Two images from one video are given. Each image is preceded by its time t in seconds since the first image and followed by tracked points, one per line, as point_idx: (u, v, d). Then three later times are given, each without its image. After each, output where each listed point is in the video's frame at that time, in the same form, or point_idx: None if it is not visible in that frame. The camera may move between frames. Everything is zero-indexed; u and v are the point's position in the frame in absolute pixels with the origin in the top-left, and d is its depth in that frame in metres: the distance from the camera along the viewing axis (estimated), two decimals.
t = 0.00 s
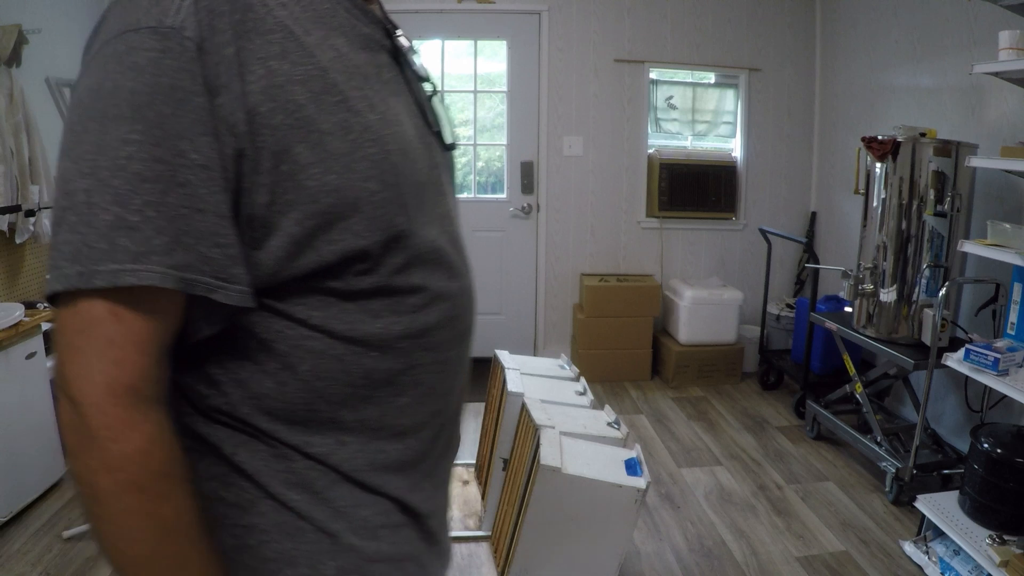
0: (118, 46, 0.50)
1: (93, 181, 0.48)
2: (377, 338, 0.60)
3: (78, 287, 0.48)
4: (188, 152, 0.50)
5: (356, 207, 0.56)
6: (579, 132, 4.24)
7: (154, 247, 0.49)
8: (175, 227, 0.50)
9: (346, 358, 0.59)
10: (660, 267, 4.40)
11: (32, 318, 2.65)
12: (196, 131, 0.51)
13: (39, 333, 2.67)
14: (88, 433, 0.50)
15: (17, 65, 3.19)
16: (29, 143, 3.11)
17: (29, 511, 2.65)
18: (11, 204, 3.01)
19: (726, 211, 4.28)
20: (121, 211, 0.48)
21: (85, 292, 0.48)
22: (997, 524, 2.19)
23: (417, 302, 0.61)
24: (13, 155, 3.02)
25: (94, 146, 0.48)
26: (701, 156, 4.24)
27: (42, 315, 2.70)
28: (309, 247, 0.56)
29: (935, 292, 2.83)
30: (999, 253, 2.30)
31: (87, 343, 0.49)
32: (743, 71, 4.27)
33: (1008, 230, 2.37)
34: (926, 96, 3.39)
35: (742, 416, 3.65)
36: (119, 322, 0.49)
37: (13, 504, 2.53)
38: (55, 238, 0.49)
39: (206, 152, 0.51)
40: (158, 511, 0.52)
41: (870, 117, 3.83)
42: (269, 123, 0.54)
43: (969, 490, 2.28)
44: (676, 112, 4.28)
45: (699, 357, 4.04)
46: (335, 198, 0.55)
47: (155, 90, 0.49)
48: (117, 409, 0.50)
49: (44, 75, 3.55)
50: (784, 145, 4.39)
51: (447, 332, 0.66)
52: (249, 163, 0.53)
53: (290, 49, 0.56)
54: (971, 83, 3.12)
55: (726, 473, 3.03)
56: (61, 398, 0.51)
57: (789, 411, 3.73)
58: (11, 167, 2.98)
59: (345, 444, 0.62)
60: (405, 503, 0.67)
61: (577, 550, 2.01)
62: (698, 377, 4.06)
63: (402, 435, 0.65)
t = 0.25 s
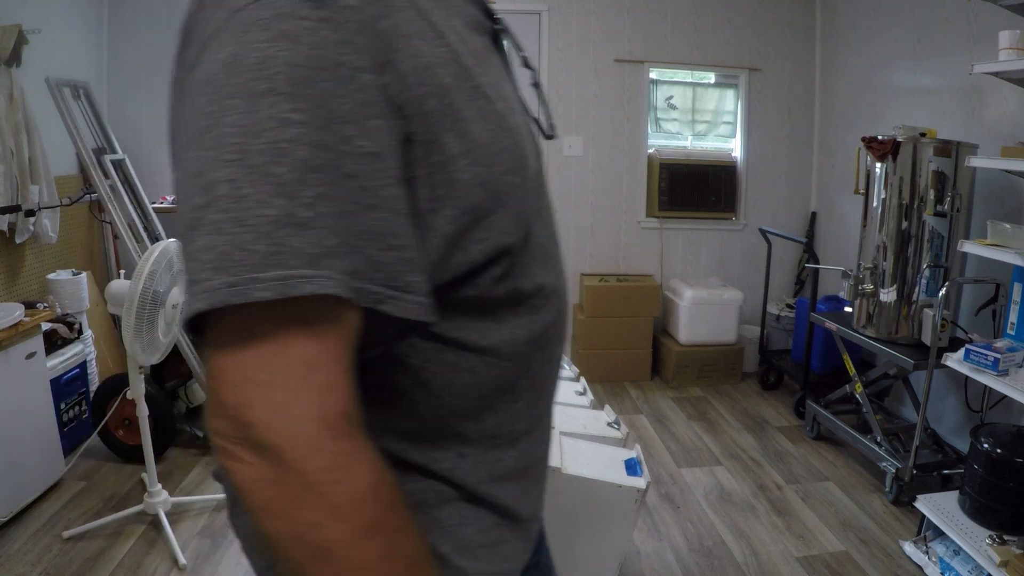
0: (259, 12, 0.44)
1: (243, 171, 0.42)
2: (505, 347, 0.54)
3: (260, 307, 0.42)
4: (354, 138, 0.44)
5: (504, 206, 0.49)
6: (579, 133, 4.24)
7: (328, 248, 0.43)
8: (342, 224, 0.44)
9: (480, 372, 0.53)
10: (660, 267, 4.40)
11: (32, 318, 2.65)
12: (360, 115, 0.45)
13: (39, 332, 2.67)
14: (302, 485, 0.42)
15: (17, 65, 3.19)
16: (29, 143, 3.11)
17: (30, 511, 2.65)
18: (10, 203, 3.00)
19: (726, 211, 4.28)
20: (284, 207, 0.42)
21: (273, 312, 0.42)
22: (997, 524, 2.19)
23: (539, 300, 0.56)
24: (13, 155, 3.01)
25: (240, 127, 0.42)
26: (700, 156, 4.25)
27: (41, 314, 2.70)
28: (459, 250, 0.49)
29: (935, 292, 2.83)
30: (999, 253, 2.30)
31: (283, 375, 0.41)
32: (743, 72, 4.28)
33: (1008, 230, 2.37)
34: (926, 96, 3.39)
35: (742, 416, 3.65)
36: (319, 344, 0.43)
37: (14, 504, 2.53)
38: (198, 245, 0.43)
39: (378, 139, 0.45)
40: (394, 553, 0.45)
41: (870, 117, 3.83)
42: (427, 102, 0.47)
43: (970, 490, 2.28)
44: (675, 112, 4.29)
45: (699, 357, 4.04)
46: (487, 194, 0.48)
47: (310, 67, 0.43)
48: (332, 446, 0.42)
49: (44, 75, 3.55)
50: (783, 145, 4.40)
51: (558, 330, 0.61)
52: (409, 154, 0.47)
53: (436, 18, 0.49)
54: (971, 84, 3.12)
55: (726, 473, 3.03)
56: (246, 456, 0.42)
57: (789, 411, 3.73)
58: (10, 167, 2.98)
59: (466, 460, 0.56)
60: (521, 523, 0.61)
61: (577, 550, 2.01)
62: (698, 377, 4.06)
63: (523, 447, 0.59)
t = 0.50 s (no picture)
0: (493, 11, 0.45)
1: (488, 174, 0.42)
2: (649, 372, 0.56)
3: (494, 311, 0.41)
4: (584, 152, 0.46)
5: (668, 233, 0.54)
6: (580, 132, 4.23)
7: (562, 262, 0.43)
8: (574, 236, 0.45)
9: (627, 397, 0.56)
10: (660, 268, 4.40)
11: (32, 318, 2.65)
12: (588, 127, 0.46)
13: (39, 333, 2.67)
14: (520, 500, 0.42)
15: (17, 65, 3.18)
16: (29, 144, 3.10)
17: (30, 511, 2.65)
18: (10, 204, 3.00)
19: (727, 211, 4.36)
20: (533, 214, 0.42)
21: (505, 318, 0.42)
22: (997, 524, 2.19)
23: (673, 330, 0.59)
24: (13, 156, 3.01)
25: (482, 127, 0.42)
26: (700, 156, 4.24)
27: (41, 315, 2.70)
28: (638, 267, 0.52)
29: (935, 292, 2.83)
30: (999, 253, 2.30)
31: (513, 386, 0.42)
32: (743, 71, 4.27)
33: (1008, 230, 2.37)
34: (926, 96, 3.39)
35: (742, 416, 3.65)
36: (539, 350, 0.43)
37: (14, 504, 2.53)
38: (426, 249, 0.41)
39: (601, 154, 0.47)
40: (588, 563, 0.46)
41: (870, 117, 3.83)
42: (632, 125, 0.49)
43: (970, 490, 2.28)
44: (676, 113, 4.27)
45: (699, 357, 4.04)
46: (662, 219, 0.52)
47: (549, 76, 0.45)
48: (548, 458, 0.43)
49: (43, 75, 3.54)
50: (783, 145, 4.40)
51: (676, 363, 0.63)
52: (620, 171, 0.49)
53: (624, 49, 0.52)
54: (971, 83, 3.12)
55: (726, 473, 3.03)
56: (461, 472, 0.42)
57: (789, 411, 3.73)
58: (10, 167, 2.98)
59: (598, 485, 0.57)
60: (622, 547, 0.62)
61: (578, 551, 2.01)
62: (698, 377, 4.06)
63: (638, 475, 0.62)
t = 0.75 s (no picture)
0: None
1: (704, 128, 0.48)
2: (816, 355, 0.61)
3: (688, 245, 0.48)
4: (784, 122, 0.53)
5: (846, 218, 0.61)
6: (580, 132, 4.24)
7: (760, 214, 0.49)
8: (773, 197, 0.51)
9: (790, 373, 0.61)
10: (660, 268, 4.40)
11: (32, 318, 2.65)
12: (788, 98, 0.53)
13: (39, 333, 2.67)
14: (676, 417, 0.48)
15: (17, 65, 3.18)
16: (29, 144, 3.11)
17: (30, 511, 2.65)
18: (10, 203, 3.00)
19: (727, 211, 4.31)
20: (742, 165, 0.49)
21: (699, 254, 0.48)
22: (997, 524, 2.19)
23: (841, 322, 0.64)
24: (13, 156, 3.01)
25: (703, 89, 0.49)
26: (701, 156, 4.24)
27: (41, 315, 2.70)
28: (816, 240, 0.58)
29: (935, 292, 2.83)
30: (998, 253, 2.30)
31: (688, 315, 0.48)
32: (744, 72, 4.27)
33: (1008, 230, 2.37)
34: (926, 96, 3.39)
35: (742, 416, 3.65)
36: (717, 290, 0.49)
37: (14, 504, 2.53)
38: (647, 184, 0.48)
39: (795, 121, 0.54)
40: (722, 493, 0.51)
41: (870, 117, 3.82)
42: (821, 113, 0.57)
43: (970, 490, 2.28)
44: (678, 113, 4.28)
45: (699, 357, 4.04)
46: (839, 201, 0.59)
47: (764, 50, 0.52)
48: (709, 383, 0.49)
49: (43, 75, 3.54)
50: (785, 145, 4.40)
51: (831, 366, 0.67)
52: (806, 144, 0.56)
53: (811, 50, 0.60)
54: (971, 84, 3.12)
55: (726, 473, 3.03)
56: (628, 382, 0.48)
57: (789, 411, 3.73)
58: (10, 167, 2.98)
59: (757, 459, 0.63)
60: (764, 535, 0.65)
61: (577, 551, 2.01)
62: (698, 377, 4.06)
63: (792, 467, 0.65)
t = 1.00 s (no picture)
0: None
1: (810, 107, 0.54)
2: (925, 338, 0.65)
3: (790, 215, 0.53)
4: (886, 104, 0.57)
5: (958, 206, 0.64)
6: (580, 132, 4.24)
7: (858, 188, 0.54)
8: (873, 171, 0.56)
9: (898, 354, 0.65)
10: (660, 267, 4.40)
11: (32, 318, 2.65)
12: (894, 81, 0.58)
13: (39, 333, 2.67)
14: (782, 372, 0.55)
15: (17, 65, 3.17)
16: (29, 144, 3.11)
17: (30, 511, 2.65)
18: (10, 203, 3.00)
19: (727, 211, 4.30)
20: (839, 143, 0.54)
21: (801, 225, 0.54)
22: (997, 525, 2.20)
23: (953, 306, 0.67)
24: (13, 155, 3.01)
25: (810, 70, 0.54)
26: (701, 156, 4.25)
27: (41, 315, 2.70)
28: (921, 223, 0.62)
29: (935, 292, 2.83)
30: (998, 253, 2.30)
31: (789, 278, 0.54)
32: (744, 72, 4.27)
33: (1008, 230, 2.37)
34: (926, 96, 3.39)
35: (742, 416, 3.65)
36: (819, 255, 0.54)
37: (14, 504, 2.53)
38: (755, 155, 0.54)
39: (897, 103, 0.58)
40: (836, 442, 0.57)
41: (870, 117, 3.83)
42: (926, 102, 0.61)
43: (970, 490, 2.28)
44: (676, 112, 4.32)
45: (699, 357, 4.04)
46: (948, 186, 0.62)
47: (867, 38, 0.56)
48: (810, 343, 0.55)
49: (43, 75, 3.54)
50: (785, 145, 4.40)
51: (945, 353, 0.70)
52: (910, 128, 0.61)
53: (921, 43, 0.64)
54: (971, 83, 3.12)
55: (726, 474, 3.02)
56: (732, 347, 0.55)
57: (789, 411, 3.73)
58: (10, 167, 2.98)
59: (866, 434, 0.67)
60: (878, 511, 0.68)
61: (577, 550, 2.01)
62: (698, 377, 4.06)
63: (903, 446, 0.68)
